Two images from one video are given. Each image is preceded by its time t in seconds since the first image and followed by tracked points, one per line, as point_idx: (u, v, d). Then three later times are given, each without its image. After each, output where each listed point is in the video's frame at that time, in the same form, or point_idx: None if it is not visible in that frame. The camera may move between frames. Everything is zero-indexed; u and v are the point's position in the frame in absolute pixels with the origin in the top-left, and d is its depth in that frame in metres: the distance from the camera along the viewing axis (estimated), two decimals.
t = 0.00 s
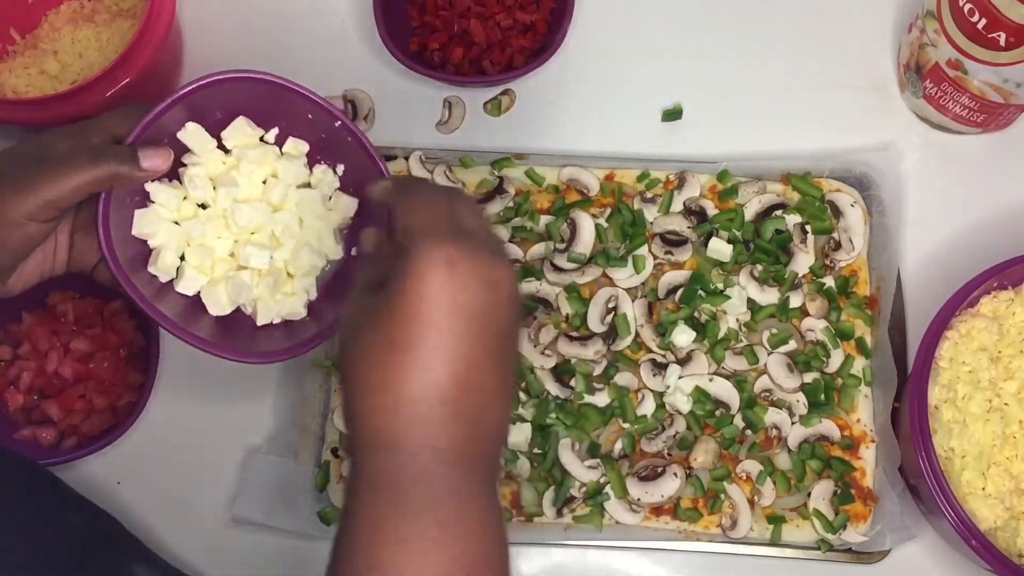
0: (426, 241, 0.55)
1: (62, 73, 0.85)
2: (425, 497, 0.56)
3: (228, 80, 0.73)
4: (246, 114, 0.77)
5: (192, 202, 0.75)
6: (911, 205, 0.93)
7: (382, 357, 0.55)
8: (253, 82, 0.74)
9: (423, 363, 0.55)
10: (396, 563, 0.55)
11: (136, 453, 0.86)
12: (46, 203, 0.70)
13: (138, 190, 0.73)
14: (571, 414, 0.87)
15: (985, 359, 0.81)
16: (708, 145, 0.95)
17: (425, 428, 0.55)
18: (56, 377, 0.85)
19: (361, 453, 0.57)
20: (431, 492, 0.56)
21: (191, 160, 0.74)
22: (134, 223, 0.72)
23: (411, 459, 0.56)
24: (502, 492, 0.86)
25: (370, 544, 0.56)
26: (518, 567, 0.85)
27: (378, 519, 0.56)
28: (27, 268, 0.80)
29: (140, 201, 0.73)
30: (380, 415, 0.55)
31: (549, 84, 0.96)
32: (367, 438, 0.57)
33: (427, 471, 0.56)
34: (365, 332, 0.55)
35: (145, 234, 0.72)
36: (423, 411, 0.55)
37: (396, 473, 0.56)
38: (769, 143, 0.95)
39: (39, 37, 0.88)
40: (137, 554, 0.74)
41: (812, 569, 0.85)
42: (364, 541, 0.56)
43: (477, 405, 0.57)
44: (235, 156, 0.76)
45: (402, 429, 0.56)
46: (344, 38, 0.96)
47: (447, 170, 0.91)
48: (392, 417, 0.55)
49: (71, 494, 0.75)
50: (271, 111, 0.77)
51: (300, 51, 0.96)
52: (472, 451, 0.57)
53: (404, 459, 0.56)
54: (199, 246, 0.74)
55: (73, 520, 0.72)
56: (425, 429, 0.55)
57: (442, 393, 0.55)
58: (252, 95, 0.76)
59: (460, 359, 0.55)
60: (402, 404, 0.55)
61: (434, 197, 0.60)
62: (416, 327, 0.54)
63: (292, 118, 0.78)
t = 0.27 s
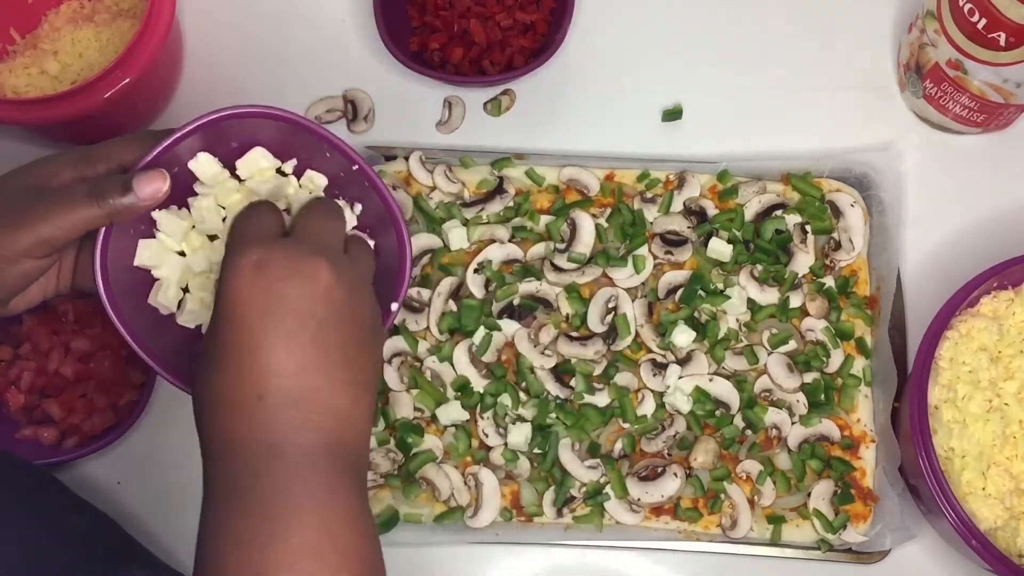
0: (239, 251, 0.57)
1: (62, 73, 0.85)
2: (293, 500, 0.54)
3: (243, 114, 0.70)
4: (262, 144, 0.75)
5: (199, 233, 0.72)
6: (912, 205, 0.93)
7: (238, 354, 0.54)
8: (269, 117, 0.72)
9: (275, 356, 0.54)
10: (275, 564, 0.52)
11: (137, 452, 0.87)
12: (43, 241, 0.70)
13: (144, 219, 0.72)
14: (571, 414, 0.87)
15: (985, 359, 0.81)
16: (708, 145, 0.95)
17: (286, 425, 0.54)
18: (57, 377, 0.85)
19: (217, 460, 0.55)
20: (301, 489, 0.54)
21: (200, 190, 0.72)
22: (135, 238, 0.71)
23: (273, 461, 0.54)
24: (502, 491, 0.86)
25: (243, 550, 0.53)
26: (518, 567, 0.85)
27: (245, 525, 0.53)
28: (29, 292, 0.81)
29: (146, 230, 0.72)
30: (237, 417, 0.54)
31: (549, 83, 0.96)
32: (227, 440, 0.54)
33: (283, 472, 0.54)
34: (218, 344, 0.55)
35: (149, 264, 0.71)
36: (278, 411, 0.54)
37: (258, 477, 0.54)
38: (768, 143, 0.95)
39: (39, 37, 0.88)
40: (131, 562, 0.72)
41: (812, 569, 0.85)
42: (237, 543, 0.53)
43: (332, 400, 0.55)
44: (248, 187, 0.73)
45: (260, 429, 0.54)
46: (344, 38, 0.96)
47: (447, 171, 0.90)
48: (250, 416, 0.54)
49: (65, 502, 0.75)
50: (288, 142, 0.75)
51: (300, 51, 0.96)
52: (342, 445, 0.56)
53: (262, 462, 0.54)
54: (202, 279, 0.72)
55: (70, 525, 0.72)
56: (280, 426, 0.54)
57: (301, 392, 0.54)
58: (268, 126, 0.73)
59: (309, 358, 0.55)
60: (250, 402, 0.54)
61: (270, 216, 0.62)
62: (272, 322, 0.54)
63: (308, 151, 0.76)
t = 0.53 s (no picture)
0: (240, 262, 0.57)
1: (62, 74, 0.85)
2: (256, 515, 0.51)
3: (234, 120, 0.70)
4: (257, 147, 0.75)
5: (198, 238, 0.72)
6: (912, 205, 0.93)
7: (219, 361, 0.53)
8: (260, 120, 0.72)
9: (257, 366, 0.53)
10: None
11: (137, 453, 0.87)
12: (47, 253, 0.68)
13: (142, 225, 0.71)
14: (571, 415, 0.87)
15: (985, 359, 0.81)
16: (708, 145, 0.95)
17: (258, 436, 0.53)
18: (57, 377, 0.85)
19: (184, 468, 0.53)
20: (269, 502, 0.52)
21: (197, 195, 0.72)
22: (133, 245, 0.71)
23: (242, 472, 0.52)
24: (502, 492, 0.86)
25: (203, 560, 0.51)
26: (518, 567, 0.85)
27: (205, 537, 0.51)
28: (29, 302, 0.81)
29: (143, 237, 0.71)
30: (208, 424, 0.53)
31: (549, 84, 0.96)
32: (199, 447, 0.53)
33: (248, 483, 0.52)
34: (201, 351, 0.54)
35: (150, 271, 0.71)
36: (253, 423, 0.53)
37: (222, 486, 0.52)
38: (769, 143, 0.95)
39: (39, 37, 0.88)
40: (125, 568, 0.72)
41: (811, 569, 0.85)
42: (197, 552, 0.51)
43: (309, 416, 0.55)
44: (244, 190, 0.73)
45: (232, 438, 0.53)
46: (344, 39, 0.96)
47: (447, 170, 0.91)
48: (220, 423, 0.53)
49: (58, 506, 0.74)
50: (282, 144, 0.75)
51: (300, 51, 0.96)
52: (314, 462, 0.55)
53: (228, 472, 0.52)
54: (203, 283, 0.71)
55: (65, 529, 0.71)
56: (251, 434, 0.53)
57: (280, 404, 0.53)
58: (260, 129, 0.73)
59: (292, 372, 0.54)
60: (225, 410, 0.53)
61: (283, 231, 0.63)
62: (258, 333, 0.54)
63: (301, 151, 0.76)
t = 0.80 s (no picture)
0: (430, 228, 0.55)
1: (62, 74, 0.85)
2: (392, 511, 0.53)
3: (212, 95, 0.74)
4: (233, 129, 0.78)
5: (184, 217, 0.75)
6: (912, 205, 0.93)
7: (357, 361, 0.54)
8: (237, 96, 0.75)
9: (409, 360, 0.53)
10: (373, 553, 0.52)
11: (136, 453, 0.87)
12: (45, 224, 0.70)
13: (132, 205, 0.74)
14: (571, 415, 0.87)
15: (985, 359, 0.81)
16: (708, 145, 0.95)
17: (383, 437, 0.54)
18: (57, 377, 0.85)
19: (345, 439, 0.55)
20: (399, 499, 0.53)
21: (181, 175, 0.75)
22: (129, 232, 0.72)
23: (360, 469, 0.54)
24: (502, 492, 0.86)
25: (332, 555, 0.53)
26: (518, 567, 0.85)
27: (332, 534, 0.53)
28: (19, 291, 0.83)
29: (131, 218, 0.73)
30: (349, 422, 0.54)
31: (549, 84, 0.96)
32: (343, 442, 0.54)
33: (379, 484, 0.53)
34: (364, 318, 0.54)
35: (139, 250, 0.72)
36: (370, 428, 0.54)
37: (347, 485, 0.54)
38: (769, 143, 0.95)
39: (39, 37, 0.88)
40: (124, 569, 0.72)
41: (811, 569, 0.86)
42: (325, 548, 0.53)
43: (464, 389, 0.55)
44: (224, 169, 0.76)
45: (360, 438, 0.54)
46: (344, 39, 0.96)
47: (447, 170, 0.91)
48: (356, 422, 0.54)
49: (55, 505, 0.74)
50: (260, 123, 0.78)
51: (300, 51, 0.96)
52: (456, 456, 0.56)
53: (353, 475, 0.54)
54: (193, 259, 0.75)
55: (64, 529, 0.71)
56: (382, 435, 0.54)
57: (418, 409, 0.54)
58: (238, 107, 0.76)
59: (459, 345, 0.54)
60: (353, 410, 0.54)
61: (461, 198, 0.61)
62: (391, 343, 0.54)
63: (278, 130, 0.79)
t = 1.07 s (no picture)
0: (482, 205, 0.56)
1: (62, 73, 0.85)
2: (425, 486, 0.53)
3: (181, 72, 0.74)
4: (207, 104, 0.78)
5: (165, 194, 0.75)
6: (912, 205, 0.93)
7: (404, 349, 0.55)
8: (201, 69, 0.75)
9: (453, 340, 0.54)
10: (402, 522, 0.53)
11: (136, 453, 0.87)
12: (26, 201, 0.70)
13: (110, 185, 0.74)
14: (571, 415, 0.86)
15: (985, 359, 0.81)
16: (708, 146, 0.95)
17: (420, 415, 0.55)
18: (57, 377, 0.85)
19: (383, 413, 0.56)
20: (431, 477, 0.54)
21: (159, 152, 0.74)
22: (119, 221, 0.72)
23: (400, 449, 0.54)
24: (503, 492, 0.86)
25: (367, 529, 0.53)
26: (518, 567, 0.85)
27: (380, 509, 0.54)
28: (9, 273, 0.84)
29: (113, 197, 0.74)
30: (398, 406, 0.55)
31: (549, 84, 0.96)
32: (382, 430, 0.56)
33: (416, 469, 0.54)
34: (405, 293, 0.56)
35: (123, 227, 0.72)
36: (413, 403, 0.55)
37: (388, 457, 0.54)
38: (769, 143, 0.95)
39: (39, 37, 0.88)
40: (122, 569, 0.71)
41: (812, 569, 0.86)
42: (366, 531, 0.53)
43: (504, 373, 0.56)
44: (202, 144, 0.75)
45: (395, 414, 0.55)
46: (344, 39, 0.96)
47: (447, 171, 0.91)
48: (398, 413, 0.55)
49: (53, 505, 0.74)
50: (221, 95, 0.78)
51: (299, 51, 0.96)
52: (492, 440, 0.57)
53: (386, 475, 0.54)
54: (179, 234, 0.75)
55: (62, 529, 0.71)
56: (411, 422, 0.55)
57: (458, 396, 0.55)
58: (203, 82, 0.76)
59: (497, 326, 0.55)
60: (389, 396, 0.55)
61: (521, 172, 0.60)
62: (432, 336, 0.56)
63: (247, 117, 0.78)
